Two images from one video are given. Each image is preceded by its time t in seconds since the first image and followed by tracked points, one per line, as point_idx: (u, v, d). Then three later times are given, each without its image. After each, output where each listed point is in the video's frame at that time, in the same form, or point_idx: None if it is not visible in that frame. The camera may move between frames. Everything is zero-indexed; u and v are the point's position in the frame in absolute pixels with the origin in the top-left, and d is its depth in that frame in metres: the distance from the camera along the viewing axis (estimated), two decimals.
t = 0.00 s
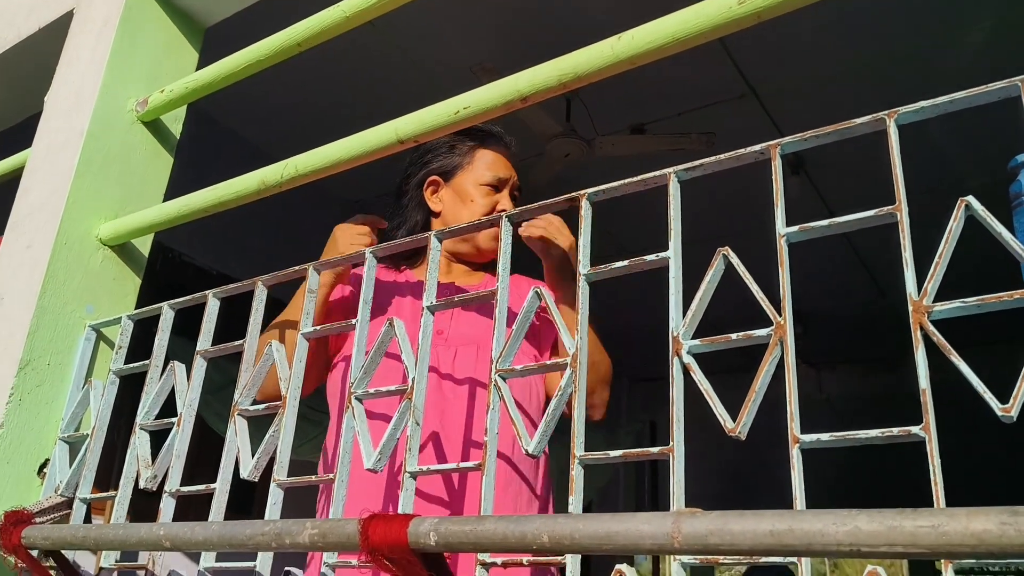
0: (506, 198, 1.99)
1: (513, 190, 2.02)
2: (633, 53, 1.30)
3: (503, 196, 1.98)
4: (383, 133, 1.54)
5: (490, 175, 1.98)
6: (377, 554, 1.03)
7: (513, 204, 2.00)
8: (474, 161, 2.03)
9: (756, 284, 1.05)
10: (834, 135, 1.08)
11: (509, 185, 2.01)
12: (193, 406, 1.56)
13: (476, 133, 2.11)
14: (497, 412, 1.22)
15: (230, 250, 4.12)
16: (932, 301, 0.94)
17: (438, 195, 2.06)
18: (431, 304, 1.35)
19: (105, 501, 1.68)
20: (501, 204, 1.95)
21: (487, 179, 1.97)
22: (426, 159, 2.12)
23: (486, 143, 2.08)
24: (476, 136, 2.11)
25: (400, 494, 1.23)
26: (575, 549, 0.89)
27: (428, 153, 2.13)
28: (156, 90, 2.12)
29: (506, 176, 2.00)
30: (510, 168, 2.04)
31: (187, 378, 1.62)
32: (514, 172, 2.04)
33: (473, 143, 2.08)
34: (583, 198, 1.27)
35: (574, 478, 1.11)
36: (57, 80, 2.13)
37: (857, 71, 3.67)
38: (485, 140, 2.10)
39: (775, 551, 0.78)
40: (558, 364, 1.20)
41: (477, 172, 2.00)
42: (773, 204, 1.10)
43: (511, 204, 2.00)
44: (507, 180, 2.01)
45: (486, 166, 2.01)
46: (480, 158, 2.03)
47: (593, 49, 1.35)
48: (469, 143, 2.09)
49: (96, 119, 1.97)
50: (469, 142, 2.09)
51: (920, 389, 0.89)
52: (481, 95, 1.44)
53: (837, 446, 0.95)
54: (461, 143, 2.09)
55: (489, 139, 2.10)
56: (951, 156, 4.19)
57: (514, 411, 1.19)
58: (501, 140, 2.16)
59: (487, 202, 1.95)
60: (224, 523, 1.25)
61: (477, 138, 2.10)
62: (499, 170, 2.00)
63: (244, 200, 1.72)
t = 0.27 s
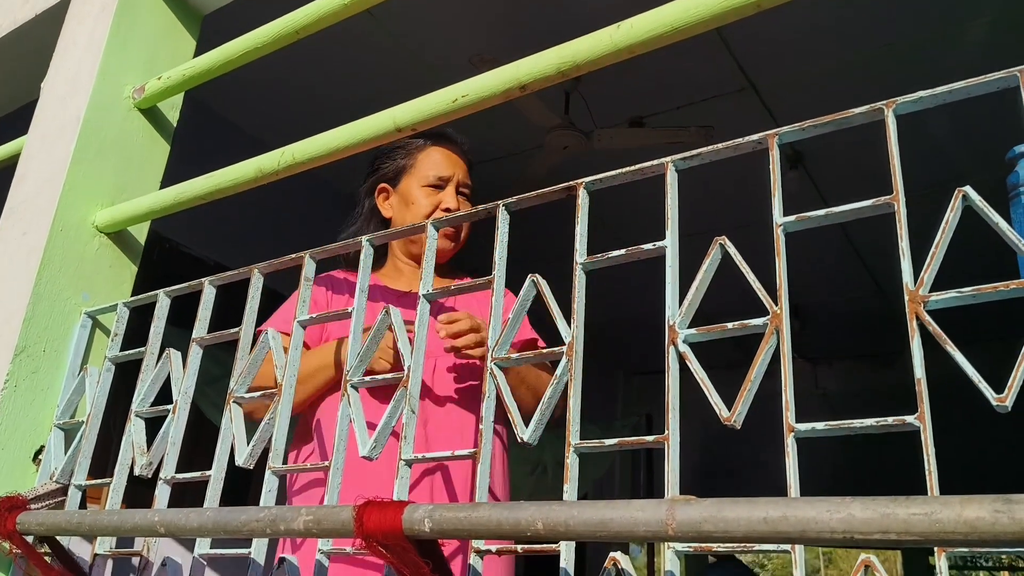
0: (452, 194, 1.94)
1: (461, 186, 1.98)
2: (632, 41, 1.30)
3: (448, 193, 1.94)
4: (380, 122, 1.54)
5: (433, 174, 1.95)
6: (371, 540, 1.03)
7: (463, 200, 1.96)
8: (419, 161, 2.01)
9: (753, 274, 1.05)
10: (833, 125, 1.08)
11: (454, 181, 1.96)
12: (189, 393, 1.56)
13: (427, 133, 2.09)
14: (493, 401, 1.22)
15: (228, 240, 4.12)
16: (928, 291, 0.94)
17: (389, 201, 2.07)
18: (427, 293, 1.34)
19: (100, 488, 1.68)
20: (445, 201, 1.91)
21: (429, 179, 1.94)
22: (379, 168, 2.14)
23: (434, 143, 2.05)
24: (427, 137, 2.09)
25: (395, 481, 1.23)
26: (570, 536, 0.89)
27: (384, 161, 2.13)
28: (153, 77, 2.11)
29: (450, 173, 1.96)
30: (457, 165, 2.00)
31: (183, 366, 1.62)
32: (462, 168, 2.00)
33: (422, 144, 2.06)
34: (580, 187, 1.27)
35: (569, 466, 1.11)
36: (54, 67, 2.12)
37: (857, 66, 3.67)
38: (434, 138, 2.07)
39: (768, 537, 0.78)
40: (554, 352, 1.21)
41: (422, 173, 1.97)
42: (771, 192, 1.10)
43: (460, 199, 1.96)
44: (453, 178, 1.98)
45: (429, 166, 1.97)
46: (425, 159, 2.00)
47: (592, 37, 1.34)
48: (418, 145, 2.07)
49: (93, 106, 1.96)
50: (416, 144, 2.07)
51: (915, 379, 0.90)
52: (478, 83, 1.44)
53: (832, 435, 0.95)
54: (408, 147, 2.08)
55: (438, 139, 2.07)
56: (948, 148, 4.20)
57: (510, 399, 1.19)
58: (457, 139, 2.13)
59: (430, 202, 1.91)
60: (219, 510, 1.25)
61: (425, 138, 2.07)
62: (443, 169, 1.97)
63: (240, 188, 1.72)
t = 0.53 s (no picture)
0: (424, 194, 1.94)
1: (434, 186, 1.98)
2: (631, 33, 1.29)
3: (420, 195, 1.94)
4: (377, 113, 1.53)
5: (402, 179, 1.95)
6: (369, 531, 1.03)
7: (437, 199, 1.96)
8: (388, 167, 2.01)
9: (750, 266, 1.05)
10: (832, 116, 1.08)
11: (425, 182, 1.96)
12: (186, 386, 1.56)
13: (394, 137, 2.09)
14: (490, 393, 1.22)
15: (226, 235, 4.11)
16: (926, 282, 0.93)
17: (369, 210, 2.06)
18: (425, 285, 1.34)
19: (97, 481, 1.68)
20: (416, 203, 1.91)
21: (400, 184, 1.95)
22: (354, 179, 2.14)
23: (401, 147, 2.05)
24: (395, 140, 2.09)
25: (393, 474, 1.23)
26: (567, 528, 0.89)
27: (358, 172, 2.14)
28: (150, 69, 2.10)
29: (419, 175, 1.96)
30: (425, 166, 2.00)
31: (180, 359, 1.62)
32: (432, 169, 2.00)
33: (390, 149, 2.06)
34: (578, 179, 1.26)
35: (566, 458, 1.10)
36: (50, 58, 2.11)
37: (856, 59, 3.66)
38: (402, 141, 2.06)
39: (766, 529, 0.78)
40: (552, 344, 1.20)
41: (392, 178, 1.98)
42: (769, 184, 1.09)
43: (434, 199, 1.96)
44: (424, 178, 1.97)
45: (398, 171, 1.98)
46: (392, 164, 2.00)
47: (590, 28, 1.34)
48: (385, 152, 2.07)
49: (89, 97, 1.95)
50: (385, 149, 2.07)
51: (914, 370, 0.89)
52: (476, 76, 1.43)
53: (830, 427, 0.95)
54: (377, 153, 2.08)
55: (406, 141, 2.06)
56: (945, 140, 4.21)
57: (508, 391, 1.19)
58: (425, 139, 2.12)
59: (403, 206, 1.92)
60: (216, 502, 1.25)
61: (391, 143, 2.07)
62: (413, 172, 1.97)
63: (237, 180, 1.71)
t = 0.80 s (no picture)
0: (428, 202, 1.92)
1: (438, 193, 1.95)
2: (633, 25, 1.29)
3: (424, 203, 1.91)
4: (379, 107, 1.53)
5: (405, 189, 1.93)
6: (372, 525, 1.02)
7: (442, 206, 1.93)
8: (391, 178, 1.99)
9: (754, 258, 1.04)
10: (836, 107, 1.07)
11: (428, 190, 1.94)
12: (189, 381, 1.56)
13: (395, 147, 2.07)
14: (493, 387, 1.22)
15: (229, 232, 4.12)
16: (932, 273, 0.93)
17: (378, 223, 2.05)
18: (427, 279, 1.34)
19: (101, 477, 1.68)
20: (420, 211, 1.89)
21: (403, 194, 1.93)
22: (361, 193, 2.13)
23: (403, 157, 2.03)
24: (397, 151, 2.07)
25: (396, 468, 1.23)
26: (571, 521, 0.88)
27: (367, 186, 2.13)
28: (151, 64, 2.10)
29: (422, 183, 1.94)
30: (428, 174, 1.97)
31: (183, 354, 1.61)
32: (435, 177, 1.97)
33: (393, 160, 2.05)
34: (580, 171, 1.26)
35: (570, 452, 1.10)
36: (52, 54, 2.11)
37: (858, 53, 3.65)
38: (403, 151, 2.05)
39: (771, 520, 0.77)
40: (554, 338, 1.20)
41: (396, 189, 1.96)
42: (774, 175, 1.09)
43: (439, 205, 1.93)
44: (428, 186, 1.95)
45: (401, 182, 1.96)
46: (396, 176, 1.98)
47: (592, 20, 1.33)
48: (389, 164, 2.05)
49: (91, 93, 1.95)
50: (388, 161, 2.05)
51: (919, 360, 0.89)
52: (478, 69, 1.43)
53: (835, 419, 0.95)
54: (381, 165, 2.06)
55: (407, 151, 2.05)
56: (948, 131, 4.20)
57: (511, 385, 1.19)
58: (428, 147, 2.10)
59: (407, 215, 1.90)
60: (219, 496, 1.24)
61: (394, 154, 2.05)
62: (415, 180, 1.95)
63: (239, 175, 1.71)
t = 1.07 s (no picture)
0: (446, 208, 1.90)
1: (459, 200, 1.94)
2: (635, 14, 1.28)
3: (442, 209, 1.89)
4: (382, 100, 1.52)
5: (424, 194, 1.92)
6: (376, 517, 1.02)
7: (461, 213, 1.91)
8: (411, 185, 1.98)
9: (759, 247, 1.03)
10: (840, 94, 1.06)
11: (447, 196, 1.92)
12: (193, 376, 1.55)
13: (415, 153, 2.06)
14: (497, 378, 1.21)
15: (233, 228, 4.12)
16: (939, 261, 0.92)
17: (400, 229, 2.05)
18: (431, 271, 1.33)
19: (106, 472, 1.68)
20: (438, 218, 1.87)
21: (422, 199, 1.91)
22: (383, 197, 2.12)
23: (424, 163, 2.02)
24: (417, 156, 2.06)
25: (401, 460, 1.23)
26: (576, 512, 0.88)
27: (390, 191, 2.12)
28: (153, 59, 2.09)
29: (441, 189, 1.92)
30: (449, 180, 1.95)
31: (187, 348, 1.61)
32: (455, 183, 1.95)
33: (414, 166, 2.04)
34: (584, 162, 1.25)
35: (574, 443, 1.10)
36: (54, 49, 2.11)
37: (860, 45, 3.63)
38: (423, 157, 2.03)
39: (777, 509, 0.77)
40: (558, 329, 1.19)
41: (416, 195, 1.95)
42: (778, 164, 1.08)
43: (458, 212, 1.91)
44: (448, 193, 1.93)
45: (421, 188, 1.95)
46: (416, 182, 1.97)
47: (594, 10, 1.32)
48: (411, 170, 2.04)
49: (93, 88, 1.95)
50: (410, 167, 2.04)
51: (926, 348, 0.88)
52: (480, 60, 1.42)
53: (841, 408, 0.94)
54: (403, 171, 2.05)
55: (428, 157, 2.03)
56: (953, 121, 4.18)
57: (515, 377, 1.18)
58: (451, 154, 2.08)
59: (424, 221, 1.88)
60: (224, 490, 1.24)
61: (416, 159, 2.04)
62: (436, 187, 1.94)
63: (242, 169, 1.71)
